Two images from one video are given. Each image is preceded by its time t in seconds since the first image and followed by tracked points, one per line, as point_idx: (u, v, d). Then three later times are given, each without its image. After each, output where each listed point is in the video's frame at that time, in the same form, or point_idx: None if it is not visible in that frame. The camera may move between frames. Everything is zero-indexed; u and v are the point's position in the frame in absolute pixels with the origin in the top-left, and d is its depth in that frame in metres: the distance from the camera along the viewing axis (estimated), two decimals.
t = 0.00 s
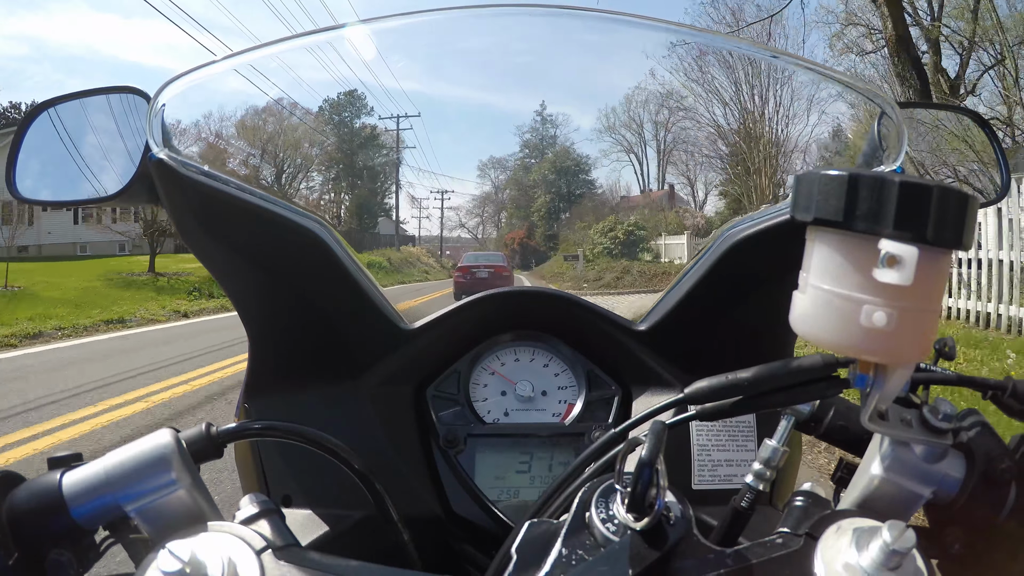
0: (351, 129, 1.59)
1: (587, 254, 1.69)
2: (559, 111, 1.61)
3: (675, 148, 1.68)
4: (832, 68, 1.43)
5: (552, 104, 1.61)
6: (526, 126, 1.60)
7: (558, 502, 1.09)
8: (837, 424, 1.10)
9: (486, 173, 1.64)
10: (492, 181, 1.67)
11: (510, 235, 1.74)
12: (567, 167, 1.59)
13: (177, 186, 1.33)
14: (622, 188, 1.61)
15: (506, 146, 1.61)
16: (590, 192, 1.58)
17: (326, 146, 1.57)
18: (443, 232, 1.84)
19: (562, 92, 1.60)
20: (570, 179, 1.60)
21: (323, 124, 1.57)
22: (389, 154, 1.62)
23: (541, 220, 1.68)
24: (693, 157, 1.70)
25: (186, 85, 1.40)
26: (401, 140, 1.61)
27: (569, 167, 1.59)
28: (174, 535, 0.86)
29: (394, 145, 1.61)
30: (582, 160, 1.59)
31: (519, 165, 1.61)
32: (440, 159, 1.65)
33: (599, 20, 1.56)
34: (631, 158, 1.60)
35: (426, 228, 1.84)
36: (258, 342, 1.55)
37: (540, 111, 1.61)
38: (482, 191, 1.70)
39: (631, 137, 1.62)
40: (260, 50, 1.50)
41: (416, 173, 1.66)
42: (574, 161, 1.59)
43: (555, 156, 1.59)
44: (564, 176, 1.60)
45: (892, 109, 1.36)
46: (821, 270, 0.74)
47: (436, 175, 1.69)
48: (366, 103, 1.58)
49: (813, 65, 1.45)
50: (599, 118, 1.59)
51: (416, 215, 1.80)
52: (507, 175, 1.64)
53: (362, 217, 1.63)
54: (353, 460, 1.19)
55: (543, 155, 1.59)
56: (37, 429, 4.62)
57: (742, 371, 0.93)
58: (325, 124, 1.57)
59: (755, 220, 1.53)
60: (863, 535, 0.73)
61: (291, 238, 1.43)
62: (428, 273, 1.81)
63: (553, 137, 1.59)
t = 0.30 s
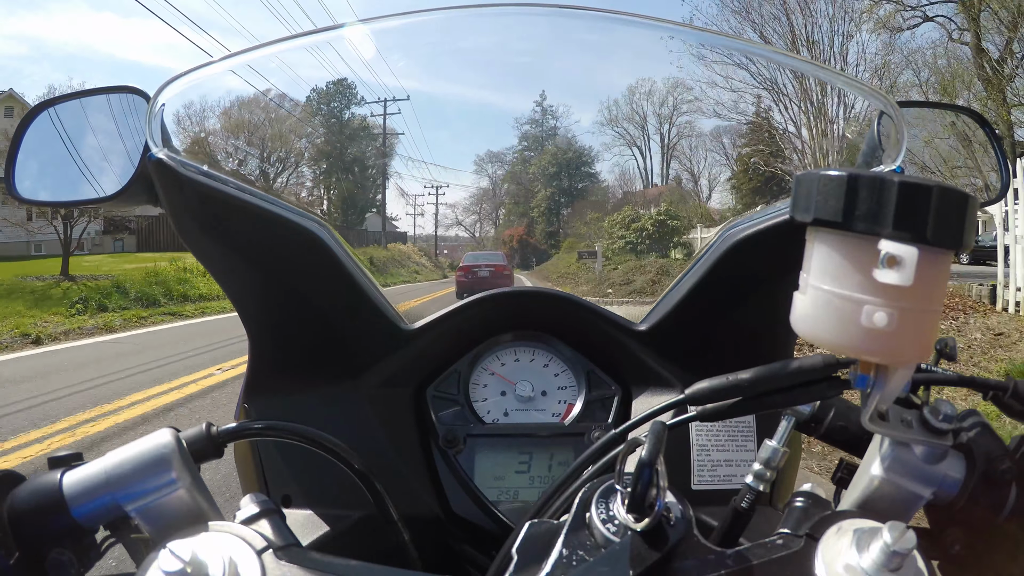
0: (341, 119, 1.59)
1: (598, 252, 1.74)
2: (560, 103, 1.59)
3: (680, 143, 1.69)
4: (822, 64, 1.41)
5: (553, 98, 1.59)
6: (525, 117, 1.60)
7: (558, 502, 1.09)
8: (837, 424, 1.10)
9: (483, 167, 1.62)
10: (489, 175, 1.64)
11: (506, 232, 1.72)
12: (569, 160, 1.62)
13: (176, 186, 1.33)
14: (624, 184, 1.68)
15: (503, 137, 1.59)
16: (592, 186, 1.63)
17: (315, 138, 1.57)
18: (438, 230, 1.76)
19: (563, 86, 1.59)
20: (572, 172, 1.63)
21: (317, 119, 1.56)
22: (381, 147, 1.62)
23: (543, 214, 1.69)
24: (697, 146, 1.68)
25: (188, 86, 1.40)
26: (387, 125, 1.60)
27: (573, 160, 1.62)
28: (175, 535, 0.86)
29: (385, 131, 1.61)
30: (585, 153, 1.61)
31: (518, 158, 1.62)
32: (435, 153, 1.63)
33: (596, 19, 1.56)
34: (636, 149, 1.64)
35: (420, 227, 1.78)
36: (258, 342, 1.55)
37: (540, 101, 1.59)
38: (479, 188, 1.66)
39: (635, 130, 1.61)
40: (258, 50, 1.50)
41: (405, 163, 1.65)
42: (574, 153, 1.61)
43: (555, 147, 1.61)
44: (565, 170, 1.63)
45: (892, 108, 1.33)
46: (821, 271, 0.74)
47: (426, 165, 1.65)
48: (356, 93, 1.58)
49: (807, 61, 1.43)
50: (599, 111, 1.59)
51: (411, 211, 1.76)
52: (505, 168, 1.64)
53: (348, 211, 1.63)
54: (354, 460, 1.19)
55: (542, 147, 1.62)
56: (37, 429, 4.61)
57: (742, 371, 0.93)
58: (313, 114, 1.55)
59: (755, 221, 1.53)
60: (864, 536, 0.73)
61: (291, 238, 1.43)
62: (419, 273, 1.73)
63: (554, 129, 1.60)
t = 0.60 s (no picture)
0: (327, 114, 1.55)
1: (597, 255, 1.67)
2: (560, 96, 1.58)
3: (683, 139, 1.64)
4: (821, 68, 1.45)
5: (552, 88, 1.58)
6: (522, 112, 1.58)
7: (559, 502, 1.09)
8: (837, 424, 1.10)
9: (478, 164, 1.60)
10: (486, 173, 1.61)
11: (504, 231, 1.66)
12: (570, 154, 1.59)
13: (176, 186, 1.34)
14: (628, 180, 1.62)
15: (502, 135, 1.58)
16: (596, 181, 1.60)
17: (303, 135, 1.55)
18: (431, 231, 1.69)
19: (564, 80, 1.58)
20: (572, 168, 1.59)
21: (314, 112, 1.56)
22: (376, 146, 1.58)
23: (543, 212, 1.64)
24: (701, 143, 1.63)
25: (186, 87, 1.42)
26: (374, 113, 1.56)
27: (574, 154, 1.58)
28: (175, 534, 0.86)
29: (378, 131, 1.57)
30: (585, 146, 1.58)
31: (516, 154, 1.59)
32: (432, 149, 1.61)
33: (594, 21, 1.57)
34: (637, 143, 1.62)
35: (417, 225, 1.67)
36: (258, 342, 1.55)
37: (539, 94, 1.58)
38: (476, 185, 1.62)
39: (637, 126, 1.61)
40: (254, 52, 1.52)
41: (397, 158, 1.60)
42: (575, 149, 1.58)
43: (555, 139, 1.58)
44: (566, 166, 1.59)
45: (892, 109, 1.39)
46: (822, 270, 0.74)
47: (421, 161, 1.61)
48: (343, 86, 1.54)
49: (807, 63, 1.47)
50: (601, 105, 1.57)
51: (405, 210, 1.66)
52: (503, 166, 1.60)
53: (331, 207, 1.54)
54: (354, 460, 1.19)
55: (541, 142, 1.58)
56: (36, 430, 4.61)
57: (742, 371, 0.93)
58: (300, 108, 1.54)
59: (755, 220, 1.53)
60: (864, 536, 0.73)
61: (291, 237, 1.43)
62: (407, 274, 1.69)
63: (554, 120, 1.58)
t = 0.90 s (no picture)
0: (314, 105, 1.58)
1: (593, 253, 1.67)
2: (559, 90, 1.58)
3: (685, 135, 1.64)
4: (828, 65, 1.50)
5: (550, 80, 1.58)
6: (519, 105, 1.57)
7: (560, 501, 1.09)
8: (839, 424, 1.09)
9: (472, 160, 1.60)
10: (480, 171, 1.61)
11: (497, 229, 1.65)
12: (570, 148, 1.59)
13: (175, 186, 1.34)
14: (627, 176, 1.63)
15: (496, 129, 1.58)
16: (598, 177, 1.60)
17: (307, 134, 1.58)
18: (423, 230, 1.73)
19: (564, 73, 1.58)
20: (573, 161, 1.59)
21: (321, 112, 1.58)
22: (366, 144, 1.62)
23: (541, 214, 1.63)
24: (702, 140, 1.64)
25: (187, 84, 1.44)
26: (355, 95, 1.56)
27: (574, 149, 1.59)
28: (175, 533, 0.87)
29: (368, 127, 1.60)
30: (588, 138, 1.59)
31: (512, 149, 1.58)
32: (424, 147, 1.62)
33: (593, 20, 1.59)
34: (639, 140, 1.65)
35: (410, 225, 1.72)
36: (258, 341, 1.55)
37: (536, 86, 1.57)
38: (470, 184, 1.63)
39: (640, 121, 1.64)
40: (252, 51, 1.54)
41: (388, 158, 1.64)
42: (577, 142, 1.59)
43: (555, 131, 1.58)
44: (568, 160, 1.59)
45: (892, 107, 1.44)
46: (822, 270, 0.74)
47: (423, 166, 1.65)
48: (328, 75, 1.55)
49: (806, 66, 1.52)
50: (602, 98, 1.59)
51: (396, 210, 1.72)
52: (499, 161, 1.59)
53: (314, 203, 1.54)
54: (353, 459, 1.19)
55: (541, 134, 1.58)
56: (37, 430, 4.62)
57: (743, 370, 0.93)
58: (289, 102, 1.56)
59: (754, 220, 1.54)
60: (865, 536, 0.72)
61: (291, 236, 1.43)
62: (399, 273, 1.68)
63: (554, 111, 1.58)
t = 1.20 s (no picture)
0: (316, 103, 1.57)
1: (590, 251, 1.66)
2: (562, 87, 1.59)
3: (683, 140, 1.67)
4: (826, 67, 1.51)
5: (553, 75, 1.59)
6: (520, 102, 1.56)
7: (559, 505, 1.09)
8: (836, 426, 1.10)
9: (469, 160, 1.60)
10: (477, 171, 1.62)
11: (494, 233, 1.70)
12: (573, 148, 1.60)
13: (176, 189, 1.34)
14: (629, 182, 1.66)
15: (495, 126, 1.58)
16: (601, 179, 1.61)
17: (309, 137, 1.59)
18: (416, 232, 1.75)
19: (566, 71, 1.59)
20: (583, 157, 1.61)
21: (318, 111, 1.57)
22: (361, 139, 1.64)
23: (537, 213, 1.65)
24: (698, 142, 1.67)
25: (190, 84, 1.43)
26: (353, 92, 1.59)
27: (576, 148, 1.60)
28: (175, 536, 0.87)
29: (364, 126, 1.62)
30: (595, 135, 1.61)
31: (511, 147, 1.59)
32: (421, 150, 1.62)
33: (593, 21, 1.59)
34: (641, 144, 1.65)
35: (402, 223, 1.73)
36: (258, 344, 1.55)
37: (539, 81, 1.58)
38: (467, 185, 1.64)
39: (644, 125, 1.64)
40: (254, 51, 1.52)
41: (382, 154, 1.64)
42: (582, 139, 1.60)
43: (559, 128, 1.58)
44: (576, 156, 1.61)
45: (891, 110, 1.47)
46: (820, 272, 0.75)
47: (415, 160, 1.63)
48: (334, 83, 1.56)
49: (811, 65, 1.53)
50: (606, 100, 1.59)
51: (388, 211, 1.70)
52: (498, 161, 1.61)
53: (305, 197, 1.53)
54: (353, 462, 1.19)
55: (542, 128, 1.58)
56: (33, 428, 4.61)
57: (741, 373, 0.94)
58: (293, 102, 1.56)
59: (753, 223, 1.54)
60: (863, 538, 0.73)
61: (292, 240, 1.44)
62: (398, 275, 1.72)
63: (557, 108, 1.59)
